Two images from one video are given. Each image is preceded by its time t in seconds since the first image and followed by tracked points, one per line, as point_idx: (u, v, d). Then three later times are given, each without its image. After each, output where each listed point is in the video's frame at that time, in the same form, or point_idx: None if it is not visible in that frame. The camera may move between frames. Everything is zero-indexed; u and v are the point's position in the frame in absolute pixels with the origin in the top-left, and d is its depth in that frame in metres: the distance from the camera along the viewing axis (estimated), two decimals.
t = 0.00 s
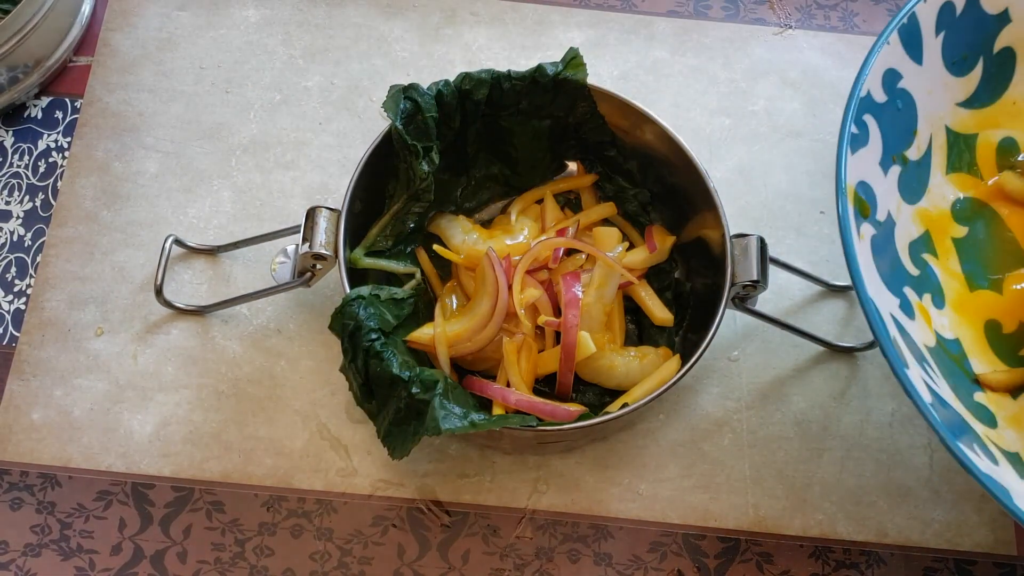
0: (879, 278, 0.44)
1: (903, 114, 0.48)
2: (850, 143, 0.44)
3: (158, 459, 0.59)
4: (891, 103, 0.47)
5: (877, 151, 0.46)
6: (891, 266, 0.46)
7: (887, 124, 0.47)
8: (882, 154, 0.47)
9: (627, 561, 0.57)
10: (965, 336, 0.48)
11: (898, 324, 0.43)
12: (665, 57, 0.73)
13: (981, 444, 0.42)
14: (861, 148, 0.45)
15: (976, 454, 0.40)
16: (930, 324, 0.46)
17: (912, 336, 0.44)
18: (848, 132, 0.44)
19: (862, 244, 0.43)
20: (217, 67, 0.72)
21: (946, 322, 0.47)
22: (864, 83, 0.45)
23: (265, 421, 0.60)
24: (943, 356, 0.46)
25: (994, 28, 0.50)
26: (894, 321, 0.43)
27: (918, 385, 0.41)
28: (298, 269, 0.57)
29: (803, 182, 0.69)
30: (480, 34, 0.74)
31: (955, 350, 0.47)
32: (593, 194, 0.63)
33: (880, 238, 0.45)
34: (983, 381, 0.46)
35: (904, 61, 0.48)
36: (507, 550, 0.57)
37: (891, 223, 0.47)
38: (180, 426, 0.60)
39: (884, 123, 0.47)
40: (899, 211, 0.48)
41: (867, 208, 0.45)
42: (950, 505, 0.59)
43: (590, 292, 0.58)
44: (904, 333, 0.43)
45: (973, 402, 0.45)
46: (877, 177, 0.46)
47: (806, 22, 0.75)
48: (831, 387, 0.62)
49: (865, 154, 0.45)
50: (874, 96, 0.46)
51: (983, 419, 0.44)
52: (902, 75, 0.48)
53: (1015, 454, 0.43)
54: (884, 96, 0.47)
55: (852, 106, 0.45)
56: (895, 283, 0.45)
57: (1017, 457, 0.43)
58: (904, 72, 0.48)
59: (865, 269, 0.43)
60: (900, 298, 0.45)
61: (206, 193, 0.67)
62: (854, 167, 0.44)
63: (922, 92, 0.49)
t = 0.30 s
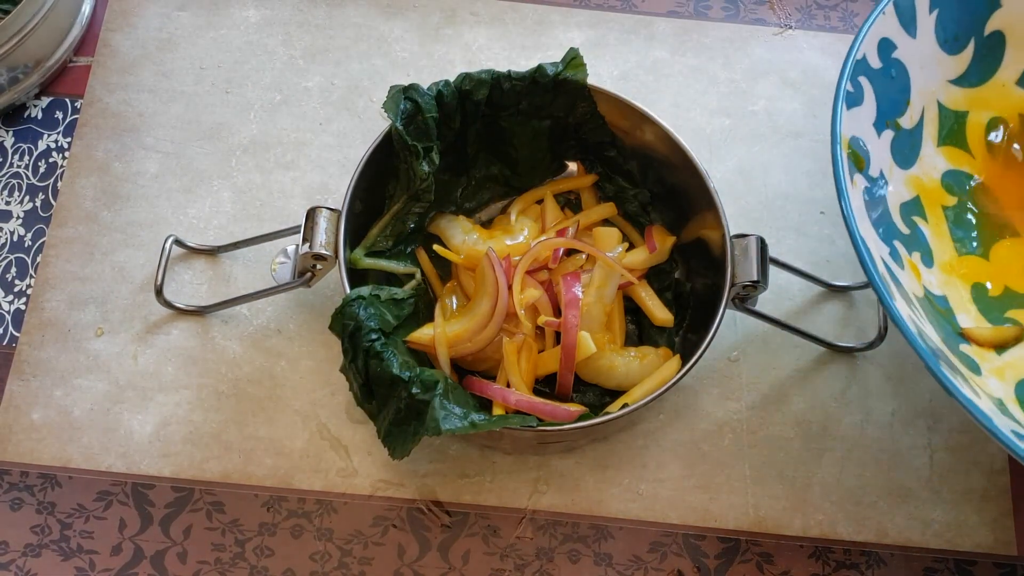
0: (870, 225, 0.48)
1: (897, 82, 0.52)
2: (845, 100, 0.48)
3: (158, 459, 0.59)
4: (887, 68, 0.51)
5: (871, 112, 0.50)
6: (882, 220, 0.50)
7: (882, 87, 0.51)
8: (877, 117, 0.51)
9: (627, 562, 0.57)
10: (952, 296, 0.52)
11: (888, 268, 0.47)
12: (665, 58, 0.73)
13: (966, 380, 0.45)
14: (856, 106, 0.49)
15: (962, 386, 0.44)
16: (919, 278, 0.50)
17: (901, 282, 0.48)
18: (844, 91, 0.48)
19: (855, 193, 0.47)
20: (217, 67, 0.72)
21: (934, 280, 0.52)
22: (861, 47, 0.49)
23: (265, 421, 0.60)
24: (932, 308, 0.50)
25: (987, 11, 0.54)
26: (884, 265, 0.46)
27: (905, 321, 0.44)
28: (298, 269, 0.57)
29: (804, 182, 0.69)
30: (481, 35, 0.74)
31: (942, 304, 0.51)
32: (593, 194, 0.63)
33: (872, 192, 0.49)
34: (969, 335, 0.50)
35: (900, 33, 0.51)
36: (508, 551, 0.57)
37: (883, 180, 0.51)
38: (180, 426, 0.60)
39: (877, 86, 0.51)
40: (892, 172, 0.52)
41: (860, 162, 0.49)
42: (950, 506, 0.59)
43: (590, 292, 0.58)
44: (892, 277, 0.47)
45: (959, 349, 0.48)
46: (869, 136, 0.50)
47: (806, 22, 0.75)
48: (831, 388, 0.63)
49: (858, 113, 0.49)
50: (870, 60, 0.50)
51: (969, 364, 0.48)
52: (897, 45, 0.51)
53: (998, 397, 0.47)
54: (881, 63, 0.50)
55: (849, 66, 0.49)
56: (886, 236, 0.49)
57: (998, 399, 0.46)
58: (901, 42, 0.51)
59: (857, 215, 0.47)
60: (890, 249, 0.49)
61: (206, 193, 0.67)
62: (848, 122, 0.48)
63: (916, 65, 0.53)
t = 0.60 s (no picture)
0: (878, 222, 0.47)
1: (908, 76, 0.51)
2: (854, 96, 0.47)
3: (158, 459, 0.59)
4: (897, 64, 0.50)
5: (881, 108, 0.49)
6: (890, 216, 0.49)
7: (892, 83, 0.50)
8: (885, 112, 0.50)
9: (627, 562, 0.57)
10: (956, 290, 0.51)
11: (894, 265, 0.47)
12: (665, 58, 0.73)
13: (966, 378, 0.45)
14: (865, 101, 0.48)
15: (962, 385, 0.43)
16: (924, 273, 0.49)
17: (905, 278, 0.47)
18: (854, 85, 0.48)
19: (863, 188, 0.46)
20: (217, 67, 0.72)
21: (939, 275, 0.51)
22: (870, 42, 0.48)
23: (265, 421, 0.60)
24: (936, 303, 0.49)
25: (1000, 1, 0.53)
26: (889, 262, 0.46)
27: (909, 319, 0.44)
28: (299, 269, 0.57)
29: (804, 182, 0.69)
30: (481, 35, 0.74)
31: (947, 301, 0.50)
32: (593, 194, 0.63)
33: (881, 188, 0.48)
34: (971, 331, 0.49)
35: (912, 26, 0.50)
36: (508, 551, 0.57)
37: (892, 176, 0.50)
38: (180, 426, 0.60)
39: (888, 80, 0.50)
40: (900, 166, 0.51)
41: (868, 158, 0.48)
42: (950, 506, 0.59)
43: (590, 292, 0.58)
44: (897, 272, 0.46)
45: (961, 346, 0.48)
46: (879, 130, 0.49)
47: (806, 22, 0.75)
48: (831, 388, 0.63)
49: (869, 106, 0.48)
50: (879, 55, 0.49)
51: (971, 362, 0.47)
52: (908, 38, 0.50)
53: (998, 395, 0.46)
54: (891, 57, 0.50)
55: (859, 60, 0.48)
56: (894, 231, 0.48)
57: (999, 397, 0.46)
58: (911, 36, 0.50)
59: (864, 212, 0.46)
60: (897, 245, 0.48)
61: (206, 194, 0.67)
62: (856, 118, 0.47)
63: (926, 57, 0.52)
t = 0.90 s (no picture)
0: (810, 247, 0.46)
1: (839, 87, 0.50)
2: (782, 115, 0.46)
3: (158, 459, 0.59)
4: (826, 76, 0.49)
5: (812, 125, 0.48)
6: (825, 236, 0.48)
7: (822, 96, 0.49)
8: (817, 128, 0.48)
9: (627, 562, 0.57)
10: (899, 304, 0.51)
11: (830, 290, 0.46)
12: (665, 58, 0.73)
13: (903, 403, 0.44)
14: (794, 119, 0.47)
15: (897, 413, 0.43)
16: (862, 289, 0.49)
17: (840, 300, 0.46)
18: (782, 103, 0.46)
19: (793, 213, 0.45)
20: (217, 67, 0.72)
21: (880, 289, 0.50)
22: (799, 57, 0.47)
23: (265, 421, 0.60)
24: (875, 321, 0.48)
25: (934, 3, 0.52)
26: (823, 288, 0.45)
27: (841, 347, 0.43)
28: (299, 270, 0.57)
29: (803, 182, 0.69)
30: (480, 35, 0.74)
31: (888, 316, 0.50)
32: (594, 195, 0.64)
33: (814, 208, 0.47)
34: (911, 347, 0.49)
35: (842, 36, 0.49)
36: (508, 551, 0.57)
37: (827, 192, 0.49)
38: (180, 426, 0.60)
39: (817, 93, 0.48)
40: (835, 180, 0.50)
41: (798, 179, 0.46)
42: (950, 506, 0.59)
43: (590, 292, 0.58)
44: (831, 297, 0.45)
45: (901, 366, 0.47)
46: (811, 147, 0.48)
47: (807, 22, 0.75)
48: (831, 388, 0.62)
49: (799, 124, 0.47)
50: (808, 69, 0.47)
51: (910, 381, 0.47)
52: (838, 47, 0.49)
53: (941, 415, 0.46)
54: (820, 71, 0.48)
55: (787, 77, 0.46)
56: (829, 251, 0.47)
57: (942, 418, 0.46)
58: (840, 47, 0.49)
59: (794, 237, 0.44)
60: (832, 267, 0.47)
61: (206, 194, 0.67)
62: (785, 137, 0.46)
63: (859, 65, 0.51)
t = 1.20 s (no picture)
0: (817, 276, 0.48)
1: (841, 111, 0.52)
2: (783, 144, 0.49)
3: (158, 460, 0.59)
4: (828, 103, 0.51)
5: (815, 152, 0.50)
6: (831, 263, 0.50)
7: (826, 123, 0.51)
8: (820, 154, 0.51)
9: (627, 562, 0.57)
10: (908, 326, 0.52)
11: (836, 319, 0.48)
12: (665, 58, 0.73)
13: (912, 431, 0.46)
14: (797, 147, 0.49)
15: (905, 443, 0.44)
16: (869, 314, 0.51)
17: (848, 329, 0.48)
18: (783, 133, 0.49)
19: (798, 242, 0.47)
20: (217, 67, 0.72)
21: (886, 314, 0.52)
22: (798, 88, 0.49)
23: (265, 421, 0.60)
24: (883, 346, 0.50)
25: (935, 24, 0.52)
26: (829, 317, 0.47)
27: (849, 379, 0.45)
28: (300, 270, 0.57)
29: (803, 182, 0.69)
30: (480, 35, 0.74)
31: (895, 341, 0.51)
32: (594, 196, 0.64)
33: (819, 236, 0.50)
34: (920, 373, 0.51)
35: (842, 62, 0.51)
36: (508, 551, 0.57)
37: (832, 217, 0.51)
38: (180, 426, 0.60)
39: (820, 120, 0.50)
40: (838, 206, 0.52)
41: (803, 207, 0.49)
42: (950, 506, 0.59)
43: (590, 292, 0.58)
44: (838, 327, 0.47)
45: (910, 393, 0.49)
46: (814, 172, 0.50)
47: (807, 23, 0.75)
48: (831, 388, 0.62)
49: (802, 152, 0.50)
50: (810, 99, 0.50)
51: (919, 408, 0.48)
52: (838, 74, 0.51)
53: (950, 441, 0.48)
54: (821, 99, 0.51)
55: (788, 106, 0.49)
56: (835, 279, 0.50)
57: (950, 443, 0.47)
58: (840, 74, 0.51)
59: (800, 268, 0.47)
60: (838, 294, 0.49)
61: (206, 194, 0.67)
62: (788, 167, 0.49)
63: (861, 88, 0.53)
